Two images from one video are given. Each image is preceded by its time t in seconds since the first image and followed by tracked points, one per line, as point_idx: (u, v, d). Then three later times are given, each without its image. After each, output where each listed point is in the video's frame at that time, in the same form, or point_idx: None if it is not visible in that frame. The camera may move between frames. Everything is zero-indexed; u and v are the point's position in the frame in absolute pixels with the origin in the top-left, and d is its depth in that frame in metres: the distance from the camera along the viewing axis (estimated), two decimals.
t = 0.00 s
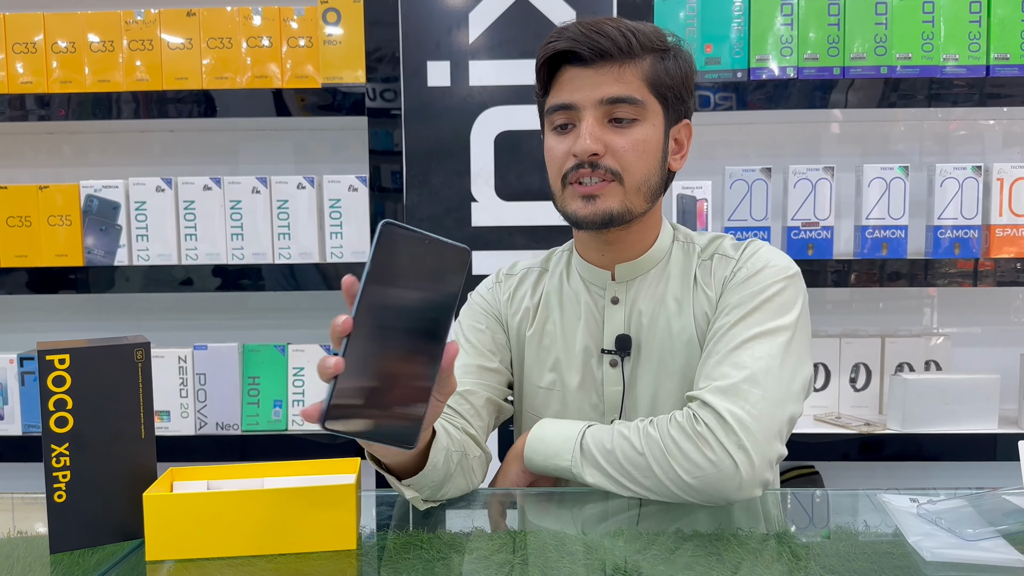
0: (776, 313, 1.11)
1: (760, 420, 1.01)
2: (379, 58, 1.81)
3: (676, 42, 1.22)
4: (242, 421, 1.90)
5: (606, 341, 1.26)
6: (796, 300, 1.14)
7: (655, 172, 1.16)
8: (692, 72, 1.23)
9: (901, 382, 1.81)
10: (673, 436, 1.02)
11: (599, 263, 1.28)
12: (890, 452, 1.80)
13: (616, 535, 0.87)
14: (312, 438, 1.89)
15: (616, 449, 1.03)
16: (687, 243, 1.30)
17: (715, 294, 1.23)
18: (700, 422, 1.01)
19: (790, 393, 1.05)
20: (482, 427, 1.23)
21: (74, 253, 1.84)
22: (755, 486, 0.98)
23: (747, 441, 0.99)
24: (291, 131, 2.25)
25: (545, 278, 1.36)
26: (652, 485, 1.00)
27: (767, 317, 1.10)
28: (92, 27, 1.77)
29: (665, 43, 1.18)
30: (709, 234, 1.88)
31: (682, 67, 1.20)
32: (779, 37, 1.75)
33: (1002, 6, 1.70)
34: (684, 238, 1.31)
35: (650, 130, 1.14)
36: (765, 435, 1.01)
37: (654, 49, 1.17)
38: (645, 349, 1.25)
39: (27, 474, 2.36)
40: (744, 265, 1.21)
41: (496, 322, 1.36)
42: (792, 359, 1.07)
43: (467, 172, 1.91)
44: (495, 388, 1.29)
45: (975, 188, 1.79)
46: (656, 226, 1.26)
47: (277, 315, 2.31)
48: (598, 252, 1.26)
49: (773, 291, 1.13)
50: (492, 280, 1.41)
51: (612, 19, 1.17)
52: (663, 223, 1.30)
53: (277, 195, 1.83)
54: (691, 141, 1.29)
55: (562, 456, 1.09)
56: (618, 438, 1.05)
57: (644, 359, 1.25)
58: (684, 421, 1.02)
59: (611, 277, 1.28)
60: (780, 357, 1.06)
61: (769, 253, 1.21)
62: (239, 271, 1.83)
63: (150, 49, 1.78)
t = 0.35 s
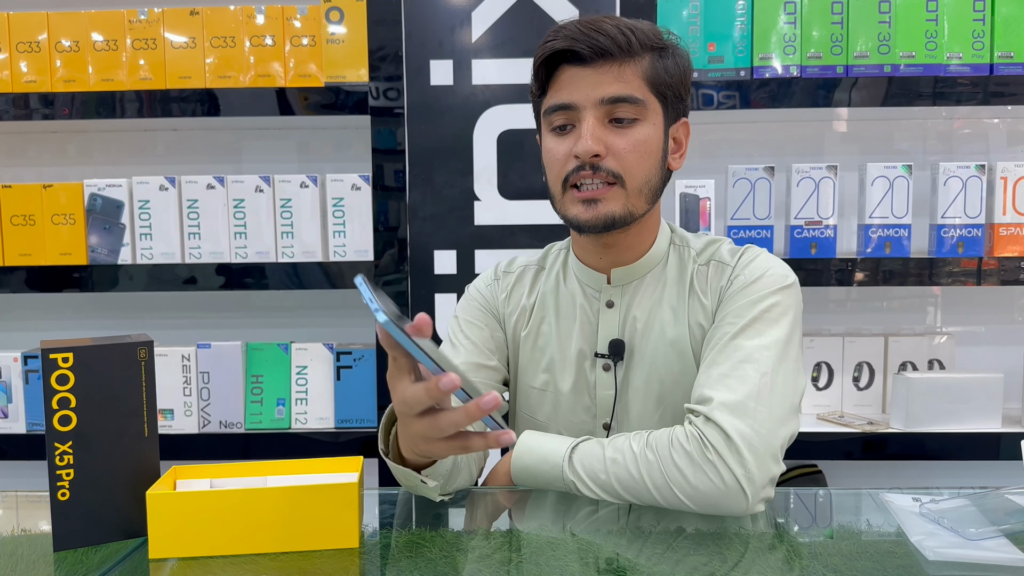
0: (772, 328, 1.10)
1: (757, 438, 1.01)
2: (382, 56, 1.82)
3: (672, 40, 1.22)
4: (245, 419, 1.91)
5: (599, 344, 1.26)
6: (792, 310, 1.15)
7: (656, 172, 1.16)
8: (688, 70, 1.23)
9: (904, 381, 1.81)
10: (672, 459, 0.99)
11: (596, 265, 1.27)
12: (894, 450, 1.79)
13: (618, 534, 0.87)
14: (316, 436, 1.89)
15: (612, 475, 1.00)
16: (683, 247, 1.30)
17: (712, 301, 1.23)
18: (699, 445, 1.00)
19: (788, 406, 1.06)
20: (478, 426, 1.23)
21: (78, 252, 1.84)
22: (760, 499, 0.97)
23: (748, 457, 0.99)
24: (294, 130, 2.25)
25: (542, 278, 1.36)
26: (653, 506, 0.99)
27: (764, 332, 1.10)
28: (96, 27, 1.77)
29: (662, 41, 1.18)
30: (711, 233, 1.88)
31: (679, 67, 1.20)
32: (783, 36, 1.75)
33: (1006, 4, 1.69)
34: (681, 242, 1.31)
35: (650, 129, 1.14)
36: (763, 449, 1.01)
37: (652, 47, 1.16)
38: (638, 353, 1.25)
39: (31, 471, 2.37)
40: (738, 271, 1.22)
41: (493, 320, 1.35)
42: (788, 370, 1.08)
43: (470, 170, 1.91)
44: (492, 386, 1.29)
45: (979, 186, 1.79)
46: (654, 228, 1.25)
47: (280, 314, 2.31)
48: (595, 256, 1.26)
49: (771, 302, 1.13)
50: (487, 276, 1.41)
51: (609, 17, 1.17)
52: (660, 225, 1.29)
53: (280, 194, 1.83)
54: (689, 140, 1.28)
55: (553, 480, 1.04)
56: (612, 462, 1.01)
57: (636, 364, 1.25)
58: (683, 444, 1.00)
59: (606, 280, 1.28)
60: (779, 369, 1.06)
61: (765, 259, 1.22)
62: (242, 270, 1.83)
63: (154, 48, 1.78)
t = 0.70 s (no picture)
0: (769, 328, 1.10)
1: (755, 439, 1.00)
2: (383, 56, 1.81)
3: (685, 42, 1.21)
4: (244, 419, 1.91)
5: (600, 347, 1.26)
6: (790, 310, 1.15)
7: (662, 177, 1.15)
8: (698, 73, 1.23)
9: (904, 381, 1.80)
10: (669, 460, 0.99)
11: (599, 267, 1.27)
12: (894, 451, 1.78)
13: (616, 536, 0.87)
14: (315, 436, 1.89)
15: (608, 477, 0.99)
16: (683, 249, 1.30)
17: (711, 301, 1.23)
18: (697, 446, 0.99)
19: (786, 407, 1.05)
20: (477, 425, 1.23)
21: (77, 251, 1.84)
22: (757, 499, 0.96)
23: (745, 458, 0.98)
24: (294, 129, 2.25)
25: (540, 277, 1.35)
26: (649, 508, 0.98)
27: (761, 333, 1.09)
28: (95, 26, 1.77)
29: (676, 42, 1.17)
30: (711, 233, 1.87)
31: (691, 69, 1.20)
32: (783, 35, 1.75)
33: (1006, 4, 1.69)
34: (680, 244, 1.30)
35: (660, 133, 1.13)
36: (761, 450, 1.00)
37: (665, 47, 1.16)
38: (638, 355, 1.24)
39: (31, 471, 2.37)
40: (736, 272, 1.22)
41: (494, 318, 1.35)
42: (786, 371, 1.08)
43: (470, 170, 1.90)
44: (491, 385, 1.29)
45: (979, 186, 1.78)
46: (657, 231, 1.25)
47: (280, 314, 2.31)
48: (597, 256, 1.25)
49: (769, 303, 1.13)
50: (485, 273, 1.40)
51: (624, 13, 1.16)
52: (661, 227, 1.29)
53: (279, 194, 1.83)
54: (694, 144, 1.29)
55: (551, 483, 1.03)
56: (608, 464, 1.00)
57: (637, 366, 1.24)
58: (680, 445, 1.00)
59: (608, 282, 1.27)
60: (777, 370, 1.06)
61: (763, 260, 1.22)
62: (241, 269, 1.83)
63: (153, 48, 1.78)
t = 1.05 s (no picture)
0: (764, 331, 1.10)
1: (748, 443, 1.00)
2: (381, 59, 1.81)
3: (688, 46, 1.21)
4: (240, 422, 1.91)
5: (600, 352, 1.25)
6: (785, 311, 1.15)
7: (664, 179, 1.15)
8: (699, 78, 1.23)
9: (901, 383, 1.80)
10: (662, 465, 0.98)
11: (596, 270, 1.26)
12: (892, 454, 1.78)
13: (610, 540, 0.86)
14: (311, 440, 1.89)
15: (601, 482, 0.99)
16: (678, 250, 1.29)
17: (706, 303, 1.23)
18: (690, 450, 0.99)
19: (779, 409, 1.05)
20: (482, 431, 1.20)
21: (73, 254, 1.84)
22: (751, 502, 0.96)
23: (738, 462, 0.98)
24: (292, 132, 2.25)
25: (536, 281, 1.34)
26: (643, 512, 0.98)
27: (756, 336, 1.09)
28: (92, 29, 1.77)
29: (681, 46, 1.17)
30: (708, 236, 1.87)
31: (693, 74, 1.21)
32: (780, 38, 1.75)
33: (1003, 6, 1.69)
34: (675, 245, 1.30)
35: (664, 137, 1.13)
36: (754, 453, 1.00)
37: (672, 52, 1.16)
38: (637, 360, 1.24)
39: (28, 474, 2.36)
40: (731, 273, 1.22)
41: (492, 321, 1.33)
42: (780, 372, 1.08)
43: (467, 172, 1.90)
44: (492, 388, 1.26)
45: (977, 189, 1.78)
46: (652, 234, 1.25)
47: (277, 317, 2.31)
48: (594, 259, 1.24)
49: (763, 305, 1.13)
50: (478, 277, 1.38)
51: (634, 15, 1.16)
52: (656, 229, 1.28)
53: (275, 197, 1.83)
54: (692, 149, 1.29)
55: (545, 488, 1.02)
56: (601, 470, 1.00)
57: (636, 371, 1.24)
58: (673, 449, 1.00)
59: (606, 286, 1.26)
60: (770, 372, 1.06)
61: (758, 261, 1.22)
62: (238, 272, 1.83)
63: (150, 50, 1.78)
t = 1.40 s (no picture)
0: (765, 339, 1.10)
1: (748, 450, 1.00)
2: (378, 66, 1.82)
3: (677, 48, 1.21)
4: (236, 430, 1.90)
5: (601, 360, 1.25)
6: (787, 319, 1.15)
7: (659, 184, 1.15)
8: (692, 80, 1.23)
9: (898, 390, 1.80)
10: (660, 473, 0.98)
11: (596, 278, 1.25)
12: (889, 460, 1.78)
13: (608, 548, 0.86)
14: (308, 447, 1.88)
15: (599, 488, 0.99)
16: (679, 257, 1.29)
17: (708, 311, 1.23)
18: (688, 457, 0.99)
19: (780, 417, 1.05)
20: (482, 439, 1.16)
21: (70, 262, 1.84)
22: (749, 510, 0.96)
23: (737, 470, 0.98)
24: (289, 139, 2.25)
25: (535, 287, 1.32)
26: (641, 519, 0.98)
27: (756, 344, 1.10)
28: (89, 36, 1.77)
29: (669, 50, 1.18)
30: (705, 242, 1.88)
31: (685, 76, 1.21)
32: (776, 46, 1.76)
33: (997, 14, 1.71)
34: (677, 253, 1.30)
35: (656, 142, 1.13)
36: (755, 462, 0.99)
37: (661, 56, 1.16)
38: (640, 368, 1.24)
39: (22, 483, 2.35)
40: (733, 280, 1.22)
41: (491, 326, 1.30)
42: (781, 381, 1.08)
43: (463, 180, 1.90)
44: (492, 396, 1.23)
45: (972, 196, 1.79)
46: (652, 238, 1.24)
47: (274, 324, 2.30)
48: (593, 267, 1.23)
49: (766, 314, 1.13)
50: (476, 282, 1.35)
51: (621, 21, 1.16)
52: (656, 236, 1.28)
53: (272, 204, 1.83)
54: (688, 153, 1.29)
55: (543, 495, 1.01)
56: (599, 477, 1.00)
57: (639, 379, 1.24)
58: (671, 456, 0.99)
59: (607, 293, 1.26)
60: (771, 380, 1.06)
61: (760, 270, 1.22)
62: (235, 279, 1.83)
63: (147, 58, 1.79)
